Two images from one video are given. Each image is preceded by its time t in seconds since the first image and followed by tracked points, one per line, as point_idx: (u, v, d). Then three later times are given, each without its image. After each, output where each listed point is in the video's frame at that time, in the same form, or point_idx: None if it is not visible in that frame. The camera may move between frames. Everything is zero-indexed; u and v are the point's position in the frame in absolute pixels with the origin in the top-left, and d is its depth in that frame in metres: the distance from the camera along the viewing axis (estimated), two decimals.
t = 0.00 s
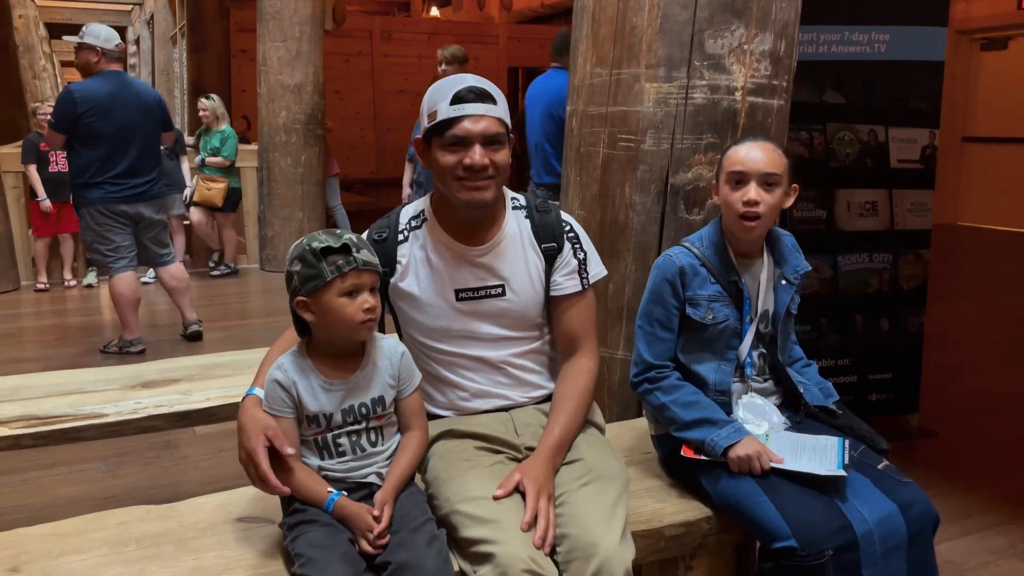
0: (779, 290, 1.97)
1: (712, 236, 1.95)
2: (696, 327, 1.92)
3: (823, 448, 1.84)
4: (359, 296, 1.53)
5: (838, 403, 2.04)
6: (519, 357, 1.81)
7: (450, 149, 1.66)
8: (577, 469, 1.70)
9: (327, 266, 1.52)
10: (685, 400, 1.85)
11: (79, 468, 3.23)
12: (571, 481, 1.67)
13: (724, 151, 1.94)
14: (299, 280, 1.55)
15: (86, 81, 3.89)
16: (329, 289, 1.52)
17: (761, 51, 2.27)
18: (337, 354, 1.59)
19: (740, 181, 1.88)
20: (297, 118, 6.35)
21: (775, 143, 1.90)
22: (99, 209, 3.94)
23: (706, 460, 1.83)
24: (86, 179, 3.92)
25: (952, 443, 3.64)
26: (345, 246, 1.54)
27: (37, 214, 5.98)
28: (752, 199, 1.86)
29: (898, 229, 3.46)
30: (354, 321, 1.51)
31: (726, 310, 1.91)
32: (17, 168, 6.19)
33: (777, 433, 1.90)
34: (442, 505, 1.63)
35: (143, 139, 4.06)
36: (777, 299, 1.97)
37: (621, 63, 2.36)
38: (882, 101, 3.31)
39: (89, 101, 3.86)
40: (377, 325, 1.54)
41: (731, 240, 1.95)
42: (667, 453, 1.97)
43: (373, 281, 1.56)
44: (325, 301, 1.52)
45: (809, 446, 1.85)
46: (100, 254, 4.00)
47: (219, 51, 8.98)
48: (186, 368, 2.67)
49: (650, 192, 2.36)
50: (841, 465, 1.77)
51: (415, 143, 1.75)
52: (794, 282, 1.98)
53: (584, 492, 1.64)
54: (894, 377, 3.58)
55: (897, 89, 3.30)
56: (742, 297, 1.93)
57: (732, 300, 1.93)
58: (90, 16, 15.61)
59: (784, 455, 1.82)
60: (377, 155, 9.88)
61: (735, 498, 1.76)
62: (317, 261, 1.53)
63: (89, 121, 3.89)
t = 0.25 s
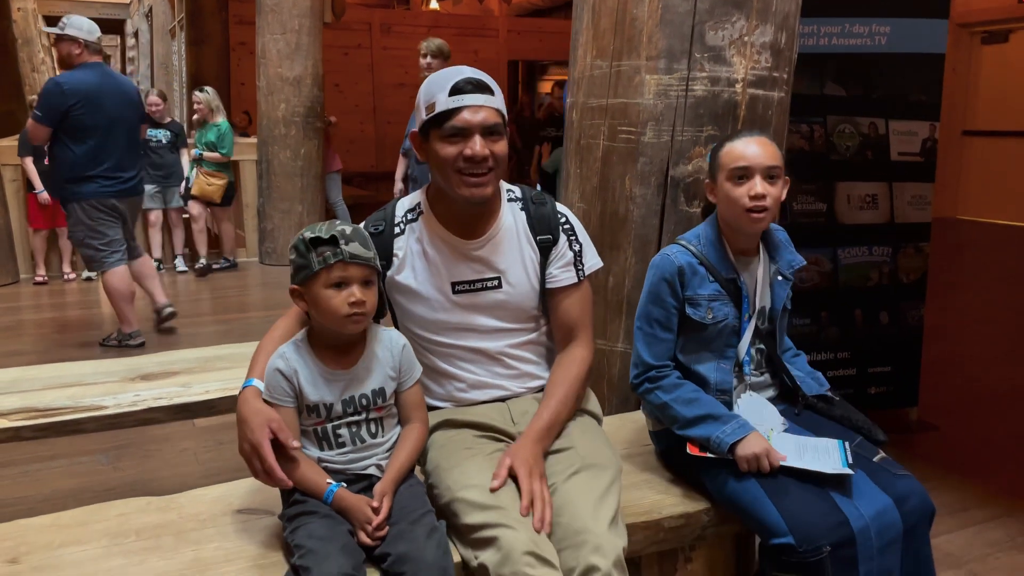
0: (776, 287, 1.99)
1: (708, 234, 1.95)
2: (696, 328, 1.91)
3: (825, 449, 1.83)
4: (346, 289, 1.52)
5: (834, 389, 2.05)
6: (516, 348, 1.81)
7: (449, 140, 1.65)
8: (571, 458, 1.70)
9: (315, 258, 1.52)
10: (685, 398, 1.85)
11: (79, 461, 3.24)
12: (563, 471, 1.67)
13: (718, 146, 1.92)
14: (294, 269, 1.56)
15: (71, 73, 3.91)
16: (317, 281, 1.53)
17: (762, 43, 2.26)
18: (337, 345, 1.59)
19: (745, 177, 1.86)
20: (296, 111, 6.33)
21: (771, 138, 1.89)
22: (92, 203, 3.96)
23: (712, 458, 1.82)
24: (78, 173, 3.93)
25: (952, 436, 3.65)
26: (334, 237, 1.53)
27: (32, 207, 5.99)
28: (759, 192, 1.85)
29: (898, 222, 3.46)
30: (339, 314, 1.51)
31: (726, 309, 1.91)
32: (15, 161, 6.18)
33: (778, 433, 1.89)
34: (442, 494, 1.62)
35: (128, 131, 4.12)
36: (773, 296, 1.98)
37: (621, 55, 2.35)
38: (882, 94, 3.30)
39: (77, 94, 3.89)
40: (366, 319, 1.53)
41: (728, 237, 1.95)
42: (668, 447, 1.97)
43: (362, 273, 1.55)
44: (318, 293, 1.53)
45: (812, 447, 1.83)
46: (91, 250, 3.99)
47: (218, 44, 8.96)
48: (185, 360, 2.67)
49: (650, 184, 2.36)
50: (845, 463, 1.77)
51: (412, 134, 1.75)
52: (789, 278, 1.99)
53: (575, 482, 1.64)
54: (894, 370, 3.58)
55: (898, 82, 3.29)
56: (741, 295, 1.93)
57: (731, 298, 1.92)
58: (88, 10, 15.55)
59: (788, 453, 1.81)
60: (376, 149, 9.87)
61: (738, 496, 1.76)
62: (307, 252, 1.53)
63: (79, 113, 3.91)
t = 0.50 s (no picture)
0: (774, 287, 1.98)
1: (709, 235, 1.95)
2: (697, 329, 1.91)
3: (823, 449, 1.83)
4: (344, 284, 1.52)
5: (834, 389, 2.06)
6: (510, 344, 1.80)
7: (441, 137, 1.66)
8: (570, 452, 1.70)
9: (313, 253, 1.53)
10: (689, 394, 1.85)
11: (79, 455, 3.24)
12: (562, 466, 1.68)
13: (717, 148, 1.92)
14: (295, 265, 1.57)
15: (57, 69, 3.91)
16: (317, 276, 1.53)
17: (763, 39, 2.26)
18: (340, 339, 1.60)
19: (746, 179, 1.86)
20: (296, 107, 6.33)
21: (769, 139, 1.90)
22: (89, 197, 4.01)
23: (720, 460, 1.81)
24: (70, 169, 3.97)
25: (951, 432, 3.66)
26: (330, 232, 1.54)
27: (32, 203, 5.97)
28: (762, 195, 1.85)
29: (898, 219, 3.46)
30: (338, 308, 1.51)
31: (728, 311, 1.91)
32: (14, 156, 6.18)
33: (781, 433, 1.89)
34: (443, 490, 1.64)
35: (114, 123, 4.17)
36: (772, 296, 1.98)
37: (622, 51, 2.35)
38: (882, 90, 3.30)
39: (66, 90, 3.90)
40: (365, 314, 1.53)
41: (728, 238, 1.95)
42: (669, 444, 1.97)
43: (359, 268, 1.54)
44: (316, 288, 1.53)
45: (812, 448, 1.84)
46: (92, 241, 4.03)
47: (217, 40, 8.96)
48: (186, 355, 2.68)
49: (650, 180, 2.36)
50: (845, 469, 1.77)
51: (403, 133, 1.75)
52: (788, 278, 2.00)
53: (573, 476, 1.64)
54: (893, 366, 3.59)
55: (898, 79, 3.30)
56: (742, 296, 1.93)
57: (733, 299, 1.93)
58: (88, 4, 15.53)
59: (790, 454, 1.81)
60: (377, 145, 9.86)
61: (732, 490, 1.77)
62: (305, 247, 1.54)
63: (69, 109, 3.93)
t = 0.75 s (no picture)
0: (773, 290, 1.98)
1: (711, 238, 1.95)
2: (697, 331, 1.91)
3: (828, 457, 1.82)
4: (353, 282, 1.53)
5: (838, 391, 2.07)
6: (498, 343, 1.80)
7: (432, 135, 1.66)
8: (575, 454, 1.70)
9: (323, 251, 1.53)
10: (689, 392, 1.85)
11: (81, 453, 3.24)
12: (568, 468, 1.68)
13: (718, 151, 1.92)
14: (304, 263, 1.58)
15: (33, 65, 4.00)
16: (328, 274, 1.54)
17: (765, 39, 2.25)
18: (349, 337, 1.59)
19: (749, 183, 1.86)
20: (297, 105, 6.33)
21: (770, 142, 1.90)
22: (70, 194, 4.11)
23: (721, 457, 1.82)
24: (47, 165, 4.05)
25: (951, 432, 3.66)
26: (339, 229, 1.54)
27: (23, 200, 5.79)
28: (765, 200, 1.84)
29: (899, 219, 3.46)
30: (348, 306, 1.51)
31: (727, 312, 1.91)
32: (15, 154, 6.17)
33: (785, 433, 1.88)
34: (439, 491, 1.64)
35: (88, 121, 4.26)
36: (770, 299, 1.98)
37: (624, 50, 2.36)
38: (884, 90, 3.31)
39: (43, 86, 3.98)
40: (375, 311, 1.53)
41: (729, 241, 1.95)
42: (669, 443, 1.98)
43: (369, 265, 1.54)
44: (327, 285, 1.54)
45: (815, 453, 1.83)
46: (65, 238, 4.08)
47: (219, 38, 8.96)
48: (187, 353, 2.68)
49: (652, 179, 2.37)
50: (844, 480, 1.75)
51: (393, 130, 1.74)
52: (787, 281, 1.99)
53: (580, 479, 1.64)
54: (893, 366, 3.59)
55: (900, 79, 3.30)
56: (742, 299, 1.94)
57: (732, 302, 1.93)
58: (89, 2, 15.54)
59: (793, 460, 1.80)
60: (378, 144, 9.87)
61: (732, 488, 1.77)
62: (315, 245, 1.54)
63: (45, 106, 4.01)
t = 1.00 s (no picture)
0: (775, 292, 1.99)
1: (712, 241, 1.95)
2: (698, 333, 1.91)
3: (832, 462, 1.81)
4: (361, 284, 1.53)
5: (843, 395, 2.07)
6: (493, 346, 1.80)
7: (427, 140, 1.66)
8: (576, 456, 1.70)
9: (329, 253, 1.53)
10: (688, 390, 1.86)
11: (83, 453, 3.25)
12: (569, 471, 1.68)
13: (721, 155, 1.92)
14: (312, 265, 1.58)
15: (9, 60, 4.03)
16: (337, 278, 1.54)
17: (769, 42, 2.27)
18: (359, 339, 1.61)
19: (752, 187, 1.86)
20: (300, 107, 6.34)
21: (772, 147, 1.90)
22: (41, 191, 4.17)
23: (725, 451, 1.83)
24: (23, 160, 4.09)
25: (954, 435, 3.65)
26: (345, 232, 1.54)
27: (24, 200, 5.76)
28: (767, 204, 1.85)
29: (901, 222, 3.47)
30: (357, 308, 1.52)
31: (728, 315, 1.92)
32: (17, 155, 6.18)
33: (789, 436, 1.87)
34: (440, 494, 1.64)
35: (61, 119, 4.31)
36: (772, 301, 1.99)
37: (629, 52, 2.36)
38: (887, 94, 3.31)
39: (19, 81, 4.03)
40: (383, 312, 1.54)
41: (731, 244, 1.95)
42: (672, 444, 1.97)
43: (376, 267, 1.55)
44: (335, 287, 1.54)
45: (819, 457, 1.82)
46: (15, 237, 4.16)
47: (221, 39, 8.98)
48: (190, 354, 2.68)
49: (656, 181, 2.37)
50: (847, 486, 1.74)
51: (390, 133, 1.75)
52: (789, 284, 1.99)
53: (582, 482, 1.64)
54: (896, 370, 3.59)
55: (903, 82, 3.30)
56: (743, 302, 1.94)
57: (734, 304, 1.93)
58: (91, 4, 15.57)
59: (795, 465, 1.80)
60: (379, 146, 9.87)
61: (736, 490, 1.77)
62: (322, 247, 1.54)
63: (22, 100, 4.07)
